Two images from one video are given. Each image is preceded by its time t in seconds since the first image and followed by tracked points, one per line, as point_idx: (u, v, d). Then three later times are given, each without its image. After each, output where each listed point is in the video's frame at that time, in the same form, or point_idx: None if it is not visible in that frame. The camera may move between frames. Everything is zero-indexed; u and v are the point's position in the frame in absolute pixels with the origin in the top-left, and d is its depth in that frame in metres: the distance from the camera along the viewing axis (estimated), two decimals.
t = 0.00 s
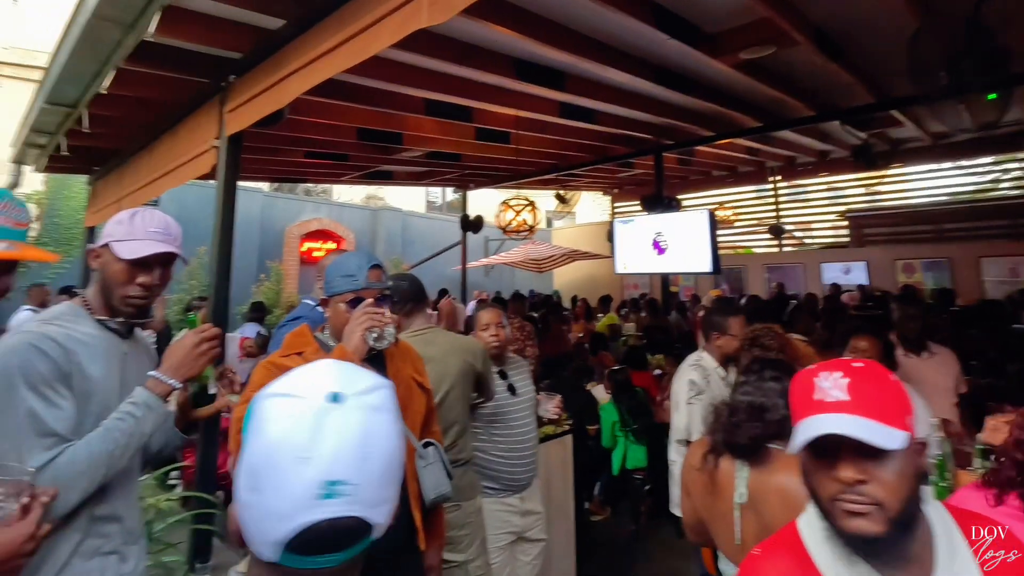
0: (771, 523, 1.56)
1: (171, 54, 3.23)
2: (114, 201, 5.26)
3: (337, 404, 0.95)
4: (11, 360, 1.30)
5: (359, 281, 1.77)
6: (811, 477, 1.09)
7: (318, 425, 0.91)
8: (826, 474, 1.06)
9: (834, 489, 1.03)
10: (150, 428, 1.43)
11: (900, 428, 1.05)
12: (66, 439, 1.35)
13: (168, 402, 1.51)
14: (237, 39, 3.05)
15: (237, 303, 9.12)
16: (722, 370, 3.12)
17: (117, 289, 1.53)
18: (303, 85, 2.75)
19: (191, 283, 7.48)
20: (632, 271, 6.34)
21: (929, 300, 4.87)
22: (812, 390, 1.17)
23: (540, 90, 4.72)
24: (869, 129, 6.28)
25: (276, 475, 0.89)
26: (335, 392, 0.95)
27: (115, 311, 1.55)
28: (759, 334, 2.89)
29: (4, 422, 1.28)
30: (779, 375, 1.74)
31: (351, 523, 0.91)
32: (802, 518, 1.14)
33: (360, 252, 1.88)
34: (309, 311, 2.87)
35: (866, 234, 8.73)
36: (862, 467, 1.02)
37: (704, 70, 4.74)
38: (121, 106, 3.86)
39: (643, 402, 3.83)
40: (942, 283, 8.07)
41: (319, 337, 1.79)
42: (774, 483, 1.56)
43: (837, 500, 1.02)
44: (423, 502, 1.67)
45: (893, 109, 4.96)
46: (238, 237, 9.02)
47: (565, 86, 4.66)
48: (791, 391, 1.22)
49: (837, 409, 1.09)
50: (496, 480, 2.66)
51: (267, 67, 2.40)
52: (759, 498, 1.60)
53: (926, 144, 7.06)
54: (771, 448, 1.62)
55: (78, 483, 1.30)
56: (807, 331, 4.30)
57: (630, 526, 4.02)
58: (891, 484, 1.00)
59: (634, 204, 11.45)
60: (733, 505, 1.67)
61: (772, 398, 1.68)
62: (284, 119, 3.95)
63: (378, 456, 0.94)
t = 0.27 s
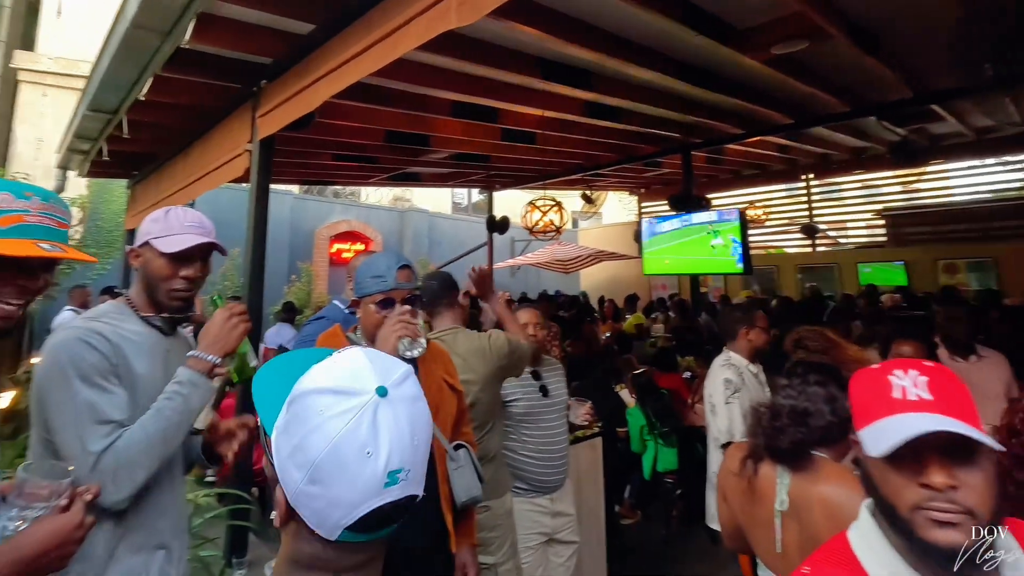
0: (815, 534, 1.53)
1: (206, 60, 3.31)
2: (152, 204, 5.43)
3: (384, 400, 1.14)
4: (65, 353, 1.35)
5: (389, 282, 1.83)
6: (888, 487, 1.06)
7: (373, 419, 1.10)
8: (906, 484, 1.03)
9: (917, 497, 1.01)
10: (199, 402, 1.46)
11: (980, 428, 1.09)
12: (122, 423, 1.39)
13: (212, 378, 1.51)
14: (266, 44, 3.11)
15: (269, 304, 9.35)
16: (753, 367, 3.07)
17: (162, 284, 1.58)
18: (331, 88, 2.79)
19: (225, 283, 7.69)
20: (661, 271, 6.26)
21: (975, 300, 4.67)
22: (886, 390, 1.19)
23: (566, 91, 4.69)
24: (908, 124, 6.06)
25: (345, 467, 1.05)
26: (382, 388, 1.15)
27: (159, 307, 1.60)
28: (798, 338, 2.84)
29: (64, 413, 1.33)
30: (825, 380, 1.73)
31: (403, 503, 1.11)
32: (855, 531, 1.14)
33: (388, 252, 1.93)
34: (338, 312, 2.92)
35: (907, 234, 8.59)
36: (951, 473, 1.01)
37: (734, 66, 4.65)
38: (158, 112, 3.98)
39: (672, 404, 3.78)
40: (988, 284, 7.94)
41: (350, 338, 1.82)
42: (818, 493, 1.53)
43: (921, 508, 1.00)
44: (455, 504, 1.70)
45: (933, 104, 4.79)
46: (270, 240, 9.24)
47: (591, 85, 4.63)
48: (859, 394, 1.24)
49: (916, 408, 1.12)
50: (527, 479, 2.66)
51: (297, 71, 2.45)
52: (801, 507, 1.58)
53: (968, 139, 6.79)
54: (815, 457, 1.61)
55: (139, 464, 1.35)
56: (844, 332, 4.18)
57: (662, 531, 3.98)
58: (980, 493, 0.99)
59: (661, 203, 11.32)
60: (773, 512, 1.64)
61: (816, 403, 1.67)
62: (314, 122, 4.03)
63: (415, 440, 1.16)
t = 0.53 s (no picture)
0: (851, 540, 1.49)
1: (235, 65, 3.38)
2: (182, 206, 5.56)
3: (361, 396, 1.16)
4: (100, 351, 1.40)
5: (410, 279, 1.82)
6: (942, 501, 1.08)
7: (351, 415, 1.13)
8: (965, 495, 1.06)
9: (981, 513, 1.02)
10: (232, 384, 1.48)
11: None
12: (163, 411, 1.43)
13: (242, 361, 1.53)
14: (293, 50, 3.16)
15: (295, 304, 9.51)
16: (778, 368, 3.01)
17: (198, 283, 1.62)
18: (356, 90, 2.82)
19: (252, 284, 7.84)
20: (685, 271, 6.19)
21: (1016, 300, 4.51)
22: (949, 398, 1.20)
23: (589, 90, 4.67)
24: (943, 119, 5.89)
25: (329, 461, 1.07)
26: (358, 385, 1.17)
27: (195, 306, 1.63)
28: (844, 338, 2.78)
29: (107, 408, 1.37)
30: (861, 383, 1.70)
31: (388, 489, 1.14)
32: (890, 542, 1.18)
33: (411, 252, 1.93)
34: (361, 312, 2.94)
35: (939, 233, 8.34)
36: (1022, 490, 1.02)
37: (760, 63, 4.57)
38: (189, 116, 4.08)
39: (698, 406, 3.73)
40: None
41: (377, 338, 1.84)
42: (856, 497, 1.49)
43: (984, 523, 1.00)
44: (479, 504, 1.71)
45: (969, 98, 4.64)
46: (296, 241, 9.41)
47: (614, 84, 4.60)
48: (917, 398, 1.25)
49: (977, 419, 1.13)
50: (551, 480, 2.66)
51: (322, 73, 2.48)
52: (837, 512, 1.54)
53: (1007, 134, 6.56)
54: (848, 460, 1.59)
55: (183, 448, 1.38)
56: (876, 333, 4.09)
57: (689, 536, 3.93)
58: None
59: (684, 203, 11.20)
60: (808, 517, 1.60)
61: (853, 407, 1.65)
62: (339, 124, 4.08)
63: (395, 431, 1.19)
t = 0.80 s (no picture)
0: (895, 550, 1.45)
1: (265, 73, 3.46)
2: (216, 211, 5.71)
3: (342, 371, 1.12)
4: (149, 350, 1.46)
5: (435, 277, 1.90)
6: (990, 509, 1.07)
7: (333, 389, 1.09)
8: (1013, 505, 1.04)
9: None
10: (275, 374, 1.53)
11: None
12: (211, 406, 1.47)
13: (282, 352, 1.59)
14: (320, 55, 3.23)
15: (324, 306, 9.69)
16: (809, 369, 2.95)
17: (237, 283, 1.67)
18: (383, 95, 2.86)
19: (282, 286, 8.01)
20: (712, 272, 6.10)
21: None
22: (984, 401, 1.17)
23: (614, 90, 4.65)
24: (984, 114, 5.68)
25: (313, 431, 1.04)
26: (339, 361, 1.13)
27: (234, 308, 1.69)
28: (896, 343, 2.71)
29: (157, 404, 1.42)
30: (903, 389, 1.65)
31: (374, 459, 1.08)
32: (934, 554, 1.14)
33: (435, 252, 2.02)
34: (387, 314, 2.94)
35: (981, 233, 8.14)
36: None
37: (789, 59, 4.48)
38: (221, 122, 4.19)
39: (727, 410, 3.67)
40: None
41: (407, 342, 1.92)
42: (898, 505, 1.45)
43: None
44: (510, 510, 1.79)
45: (1012, 91, 4.47)
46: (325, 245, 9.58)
47: (639, 84, 4.56)
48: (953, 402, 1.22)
49: (1010, 420, 1.10)
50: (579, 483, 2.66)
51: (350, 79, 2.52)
52: (879, 521, 1.50)
53: None
54: (890, 468, 1.55)
55: (234, 436, 1.42)
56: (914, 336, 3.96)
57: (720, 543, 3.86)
58: None
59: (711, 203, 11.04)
60: (848, 527, 1.58)
61: (894, 413, 1.61)
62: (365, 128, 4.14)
63: (379, 403, 1.13)
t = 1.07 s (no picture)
0: (932, 560, 1.44)
1: (289, 76, 3.52)
2: (241, 214, 5.82)
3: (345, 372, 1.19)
4: (180, 349, 1.49)
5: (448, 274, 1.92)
6: None
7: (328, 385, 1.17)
8: None
9: None
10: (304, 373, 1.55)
11: None
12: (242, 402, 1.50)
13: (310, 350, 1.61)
14: (342, 58, 3.26)
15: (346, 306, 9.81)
16: (837, 371, 2.89)
17: (266, 283, 1.71)
18: (403, 97, 2.88)
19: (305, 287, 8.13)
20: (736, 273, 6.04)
21: None
22: None
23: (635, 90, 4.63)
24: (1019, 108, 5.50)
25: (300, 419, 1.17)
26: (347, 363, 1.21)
27: (261, 307, 1.72)
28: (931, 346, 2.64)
29: (190, 402, 1.45)
30: (938, 393, 1.61)
31: (337, 457, 1.08)
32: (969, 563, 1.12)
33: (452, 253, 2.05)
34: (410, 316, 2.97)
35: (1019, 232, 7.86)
36: None
37: (814, 56, 4.39)
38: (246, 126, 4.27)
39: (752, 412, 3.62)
40: None
41: (429, 343, 1.93)
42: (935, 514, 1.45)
43: None
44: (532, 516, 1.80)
45: None
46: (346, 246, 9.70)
47: (660, 83, 4.52)
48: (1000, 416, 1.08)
49: None
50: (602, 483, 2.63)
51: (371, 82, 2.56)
52: (914, 530, 1.48)
53: None
54: (929, 476, 1.52)
55: (265, 433, 1.45)
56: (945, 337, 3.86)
57: (746, 547, 3.81)
58: None
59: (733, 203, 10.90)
60: (883, 536, 1.53)
61: (929, 417, 1.57)
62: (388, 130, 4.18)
63: (357, 408, 1.11)
